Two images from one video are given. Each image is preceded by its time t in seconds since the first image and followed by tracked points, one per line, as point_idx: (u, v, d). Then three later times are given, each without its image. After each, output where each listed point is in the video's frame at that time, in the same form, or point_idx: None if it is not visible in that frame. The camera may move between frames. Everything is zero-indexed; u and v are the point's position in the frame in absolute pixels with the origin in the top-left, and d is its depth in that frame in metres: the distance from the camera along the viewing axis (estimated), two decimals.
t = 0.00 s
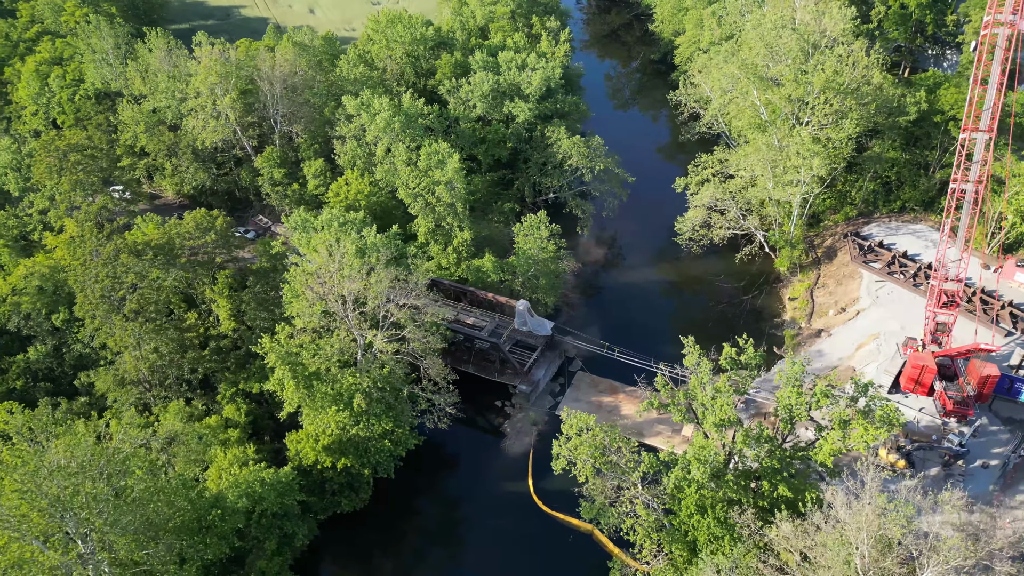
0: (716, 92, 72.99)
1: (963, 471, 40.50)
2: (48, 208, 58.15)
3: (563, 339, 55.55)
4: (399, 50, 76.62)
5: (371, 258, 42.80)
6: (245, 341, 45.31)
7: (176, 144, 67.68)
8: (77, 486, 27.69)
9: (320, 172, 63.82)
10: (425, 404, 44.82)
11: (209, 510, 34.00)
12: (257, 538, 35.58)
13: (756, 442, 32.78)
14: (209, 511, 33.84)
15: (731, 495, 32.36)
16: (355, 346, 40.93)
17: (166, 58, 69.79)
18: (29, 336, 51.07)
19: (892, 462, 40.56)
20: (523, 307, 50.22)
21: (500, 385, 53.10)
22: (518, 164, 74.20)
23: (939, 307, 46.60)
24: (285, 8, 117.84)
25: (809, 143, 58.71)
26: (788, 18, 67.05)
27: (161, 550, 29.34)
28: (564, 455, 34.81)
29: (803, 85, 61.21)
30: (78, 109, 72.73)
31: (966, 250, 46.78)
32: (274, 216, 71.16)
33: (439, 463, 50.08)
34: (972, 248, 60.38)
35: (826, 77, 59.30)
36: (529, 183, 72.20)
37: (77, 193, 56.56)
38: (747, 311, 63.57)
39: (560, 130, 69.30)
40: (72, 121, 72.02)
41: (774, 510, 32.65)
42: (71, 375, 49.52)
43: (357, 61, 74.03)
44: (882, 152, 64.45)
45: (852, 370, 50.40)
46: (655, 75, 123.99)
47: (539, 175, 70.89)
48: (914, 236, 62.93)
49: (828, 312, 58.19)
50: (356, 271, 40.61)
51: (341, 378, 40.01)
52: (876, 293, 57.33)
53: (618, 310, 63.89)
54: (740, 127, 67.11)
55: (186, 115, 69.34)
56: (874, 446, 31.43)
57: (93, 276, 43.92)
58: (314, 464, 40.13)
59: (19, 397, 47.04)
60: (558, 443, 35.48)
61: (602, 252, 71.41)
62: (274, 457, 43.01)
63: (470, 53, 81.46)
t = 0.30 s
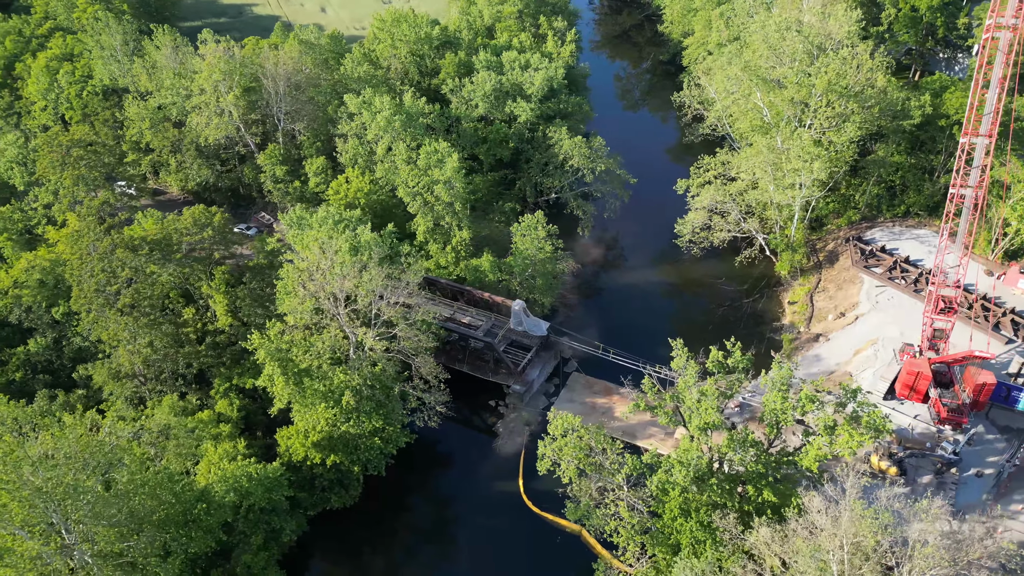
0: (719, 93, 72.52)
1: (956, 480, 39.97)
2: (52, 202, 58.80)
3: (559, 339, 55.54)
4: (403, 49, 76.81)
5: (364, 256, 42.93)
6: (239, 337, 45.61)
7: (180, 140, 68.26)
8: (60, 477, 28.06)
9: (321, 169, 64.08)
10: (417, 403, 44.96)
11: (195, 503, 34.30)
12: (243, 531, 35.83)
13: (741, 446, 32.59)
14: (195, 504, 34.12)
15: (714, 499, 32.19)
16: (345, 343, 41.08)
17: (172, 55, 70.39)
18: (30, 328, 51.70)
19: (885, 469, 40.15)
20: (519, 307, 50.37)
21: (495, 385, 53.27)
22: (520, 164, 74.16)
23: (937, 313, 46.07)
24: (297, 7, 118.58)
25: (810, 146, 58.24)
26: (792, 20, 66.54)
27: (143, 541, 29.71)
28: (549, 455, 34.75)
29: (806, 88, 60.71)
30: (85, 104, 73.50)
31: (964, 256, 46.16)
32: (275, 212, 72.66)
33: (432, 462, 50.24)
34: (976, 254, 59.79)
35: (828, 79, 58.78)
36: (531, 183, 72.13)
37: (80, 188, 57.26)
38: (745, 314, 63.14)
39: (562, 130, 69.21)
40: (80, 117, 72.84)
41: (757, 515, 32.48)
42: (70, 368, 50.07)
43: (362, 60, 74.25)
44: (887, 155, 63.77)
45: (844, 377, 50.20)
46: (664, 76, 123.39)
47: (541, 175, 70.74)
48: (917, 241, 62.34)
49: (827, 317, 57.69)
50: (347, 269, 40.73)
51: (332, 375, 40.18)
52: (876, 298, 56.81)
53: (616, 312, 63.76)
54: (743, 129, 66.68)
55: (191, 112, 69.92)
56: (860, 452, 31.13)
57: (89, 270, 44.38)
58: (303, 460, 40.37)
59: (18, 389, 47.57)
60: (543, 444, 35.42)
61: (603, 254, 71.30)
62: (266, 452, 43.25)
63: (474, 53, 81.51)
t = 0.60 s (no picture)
0: (723, 95, 72.14)
1: (948, 488, 39.57)
2: (57, 196, 59.56)
3: (554, 340, 55.45)
4: (408, 48, 77.06)
5: (357, 254, 43.11)
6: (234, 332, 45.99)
7: (185, 137, 68.91)
8: (44, 468, 28.49)
9: (323, 167, 64.39)
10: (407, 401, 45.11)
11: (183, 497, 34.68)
12: (230, 526, 36.14)
13: (726, 450, 32.55)
14: (182, 498, 34.47)
15: (696, 502, 32.27)
16: (336, 341, 41.28)
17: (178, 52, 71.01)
18: (32, 321, 52.44)
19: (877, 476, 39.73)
20: (514, 307, 50.41)
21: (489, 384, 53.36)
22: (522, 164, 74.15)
23: (934, 319, 45.53)
24: (308, 5, 119.28)
25: (811, 149, 57.80)
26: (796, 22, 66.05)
27: (126, 534, 30.05)
28: (534, 456, 34.80)
29: (809, 91, 60.28)
30: (93, 100, 74.33)
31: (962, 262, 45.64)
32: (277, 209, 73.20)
33: (425, 461, 50.45)
34: (980, 260, 59.17)
35: (831, 83, 58.31)
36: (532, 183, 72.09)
37: (83, 183, 58.00)
38: (743, 317, 62.70)
39: (563, 131, 69.14)
40: (87, 112, 73.69)
41: (740, 520, 32.54)
42: (69, 361, 50.72)
43: (366, 58, 74.51)
44: (891, 159, 63.15)
45: (842, 381, 49.60)
46: (673, 78, 122.83)
47: (542, 175, 70.65)
48: (920, 247, 61.81)
49: (826, 322, 57.23)
50: (338, 267, 40.91)
51: (322, 372, 40.41)
52: (875, 303, 56.30)
53: (614, 313, 63.53)
54: (745, 132, 66.27)
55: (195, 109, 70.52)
56: (844, 458, 30.97)
57: (86, 264, 44.91)
58: (294, 456, 40.71)
59: (18, 381, 48.18)
60: (529, 445, 35.44)
61: (603, 255, 71.16)
62: (258, 447, 43.61)
63: (479, 52, 81.58)
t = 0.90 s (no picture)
0: (726, 97, 71.72)
1: (940, 497, 39.14)
2: (61, 191, 60.32)
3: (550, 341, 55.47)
4: (412, 48, 77.49)
5: (350, 252, 43.27)
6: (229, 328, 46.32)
7: (190, 134, 69.67)
8: (28, 460, 28.79)
9: (324, 165, 64.75)
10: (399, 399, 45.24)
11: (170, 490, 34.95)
12: (217, 520, 36.39)
13: (710, 453, 32.43)
14: (169, 492, 34.74)
15: (680, 506, 32.15)
16: (327, 339, 41.47)
17: (184, 49, 71.65)
18: (33, 314, 53.14)
19: (868, 483, 39.37)
20: (510, 307, 50.72)
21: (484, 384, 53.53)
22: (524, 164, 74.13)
23: (931, 325, 45.01)
24: (320, 4, 120.10)
25: (812, 153, 57.35)
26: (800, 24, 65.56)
27: (109, 526, 30.34)
28: (519, 456, 34.83)
29: (811, 94, 59.82)
30: (101, 96, 75.27)
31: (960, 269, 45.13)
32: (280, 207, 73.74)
33: (418, 459, 50.56)
34: (983, 267, 58.52)
35: (833, 86, 57.81)
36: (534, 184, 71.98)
37: (86, 178, 58.70)
38: (743, 320, 62.25)
39: (565, 132, 69.03)
40: (95, 108, 74.57)
41: (723, 524, 32.40)
42: (68, 354, 51.36)
43: (370, 58, 74.87)
44: (894, 164, 62.50)
45: (838, 387, 49.16)
46: (682, 79, 122.31)
47: (544, 176, 70.51)
48: (923, 252, 61.24)
49: (825, 327, 56.74)
50: (329, 264, 41.07)
51: (313, 368, 40.62)
52: (875, 309, 55.82)
53: (613, 314, 63.42)
54: (747, 135, 65.82)
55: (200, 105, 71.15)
56: (828, 464, 30.74)
57: (83, 259, 45.70)
58: (284, 452, 40.97)
59: (17, 373, 48.77)
60: (514, 445, 35.45)
61: (604, 256, 71.04)
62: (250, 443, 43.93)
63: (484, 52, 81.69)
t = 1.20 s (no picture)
0: (730, 99, 71.26)
1: (931, 505, 38.67)
2: (66, 186, 61.05)
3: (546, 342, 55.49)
4: (417, 47, 77.74)
5: (344, 250, 43.52)
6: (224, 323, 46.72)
7: (195, 131, 70.32)
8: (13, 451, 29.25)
9: (326, 163, 65.10)
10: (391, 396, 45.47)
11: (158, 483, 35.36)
12: (205, 513, 36.74)
13: (694, 457, 32.31)
14: (156, 485, 35.13)
15: (663, 509, 31.98)
16: (318, 336, 41.69)
17: (190, 47, 72.30)
18: (36, 306, 53.85)
19: (858, 490, 39.03)
20: (506, 307, 50.88)
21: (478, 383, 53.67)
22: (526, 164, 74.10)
23: (928, 332, 44.48)
24: (332, 2, 120.76)
25: (813, 156, 56.91)
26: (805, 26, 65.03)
27: (93, 518, 30.76)
28: (504, 456, 34.85)
29: (814, 98, 59.36)
30: (109, 92, 76.08)
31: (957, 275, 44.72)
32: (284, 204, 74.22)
33: (413, 457, 50.82)
34: (987, 273, 57.82)
35: (835, 89, 57.31)
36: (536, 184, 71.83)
37: (90, 173, 59.37)
38: (741, 324, 61.84)
39: (566, 132, 68.91)
40: (104, 104, 75.46)
41: (706, 528, 32.23)
42: (68, 347, 51.98)
43: (375, 56, 75.14)
44: (898, 168, 61.89)
45: (834, 393, 48.72)
46: (692, 80, 121.63)
47: (546, 176, 70.24)
48: (926, 258, 60.62)
49: (824, 331, 56.25)
50: (322, 262, 41.34)
51: (305, 365, 40.95)
52: (875, 314, 55.33)
53: (612, 316, 63.28)
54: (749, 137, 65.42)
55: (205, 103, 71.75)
56: (811, 470, 30.55)
57: (81, 253, 46.12)
58: (274, 448, 41.26)
59: (18, 364, 49.42)
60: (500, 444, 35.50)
61: (605, 257, 70.88)
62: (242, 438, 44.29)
63: (489, 52, 81.75)
